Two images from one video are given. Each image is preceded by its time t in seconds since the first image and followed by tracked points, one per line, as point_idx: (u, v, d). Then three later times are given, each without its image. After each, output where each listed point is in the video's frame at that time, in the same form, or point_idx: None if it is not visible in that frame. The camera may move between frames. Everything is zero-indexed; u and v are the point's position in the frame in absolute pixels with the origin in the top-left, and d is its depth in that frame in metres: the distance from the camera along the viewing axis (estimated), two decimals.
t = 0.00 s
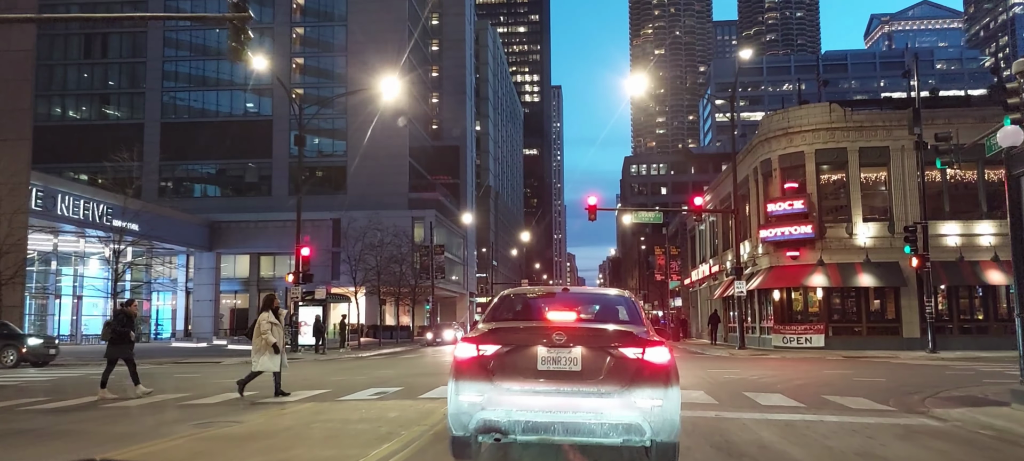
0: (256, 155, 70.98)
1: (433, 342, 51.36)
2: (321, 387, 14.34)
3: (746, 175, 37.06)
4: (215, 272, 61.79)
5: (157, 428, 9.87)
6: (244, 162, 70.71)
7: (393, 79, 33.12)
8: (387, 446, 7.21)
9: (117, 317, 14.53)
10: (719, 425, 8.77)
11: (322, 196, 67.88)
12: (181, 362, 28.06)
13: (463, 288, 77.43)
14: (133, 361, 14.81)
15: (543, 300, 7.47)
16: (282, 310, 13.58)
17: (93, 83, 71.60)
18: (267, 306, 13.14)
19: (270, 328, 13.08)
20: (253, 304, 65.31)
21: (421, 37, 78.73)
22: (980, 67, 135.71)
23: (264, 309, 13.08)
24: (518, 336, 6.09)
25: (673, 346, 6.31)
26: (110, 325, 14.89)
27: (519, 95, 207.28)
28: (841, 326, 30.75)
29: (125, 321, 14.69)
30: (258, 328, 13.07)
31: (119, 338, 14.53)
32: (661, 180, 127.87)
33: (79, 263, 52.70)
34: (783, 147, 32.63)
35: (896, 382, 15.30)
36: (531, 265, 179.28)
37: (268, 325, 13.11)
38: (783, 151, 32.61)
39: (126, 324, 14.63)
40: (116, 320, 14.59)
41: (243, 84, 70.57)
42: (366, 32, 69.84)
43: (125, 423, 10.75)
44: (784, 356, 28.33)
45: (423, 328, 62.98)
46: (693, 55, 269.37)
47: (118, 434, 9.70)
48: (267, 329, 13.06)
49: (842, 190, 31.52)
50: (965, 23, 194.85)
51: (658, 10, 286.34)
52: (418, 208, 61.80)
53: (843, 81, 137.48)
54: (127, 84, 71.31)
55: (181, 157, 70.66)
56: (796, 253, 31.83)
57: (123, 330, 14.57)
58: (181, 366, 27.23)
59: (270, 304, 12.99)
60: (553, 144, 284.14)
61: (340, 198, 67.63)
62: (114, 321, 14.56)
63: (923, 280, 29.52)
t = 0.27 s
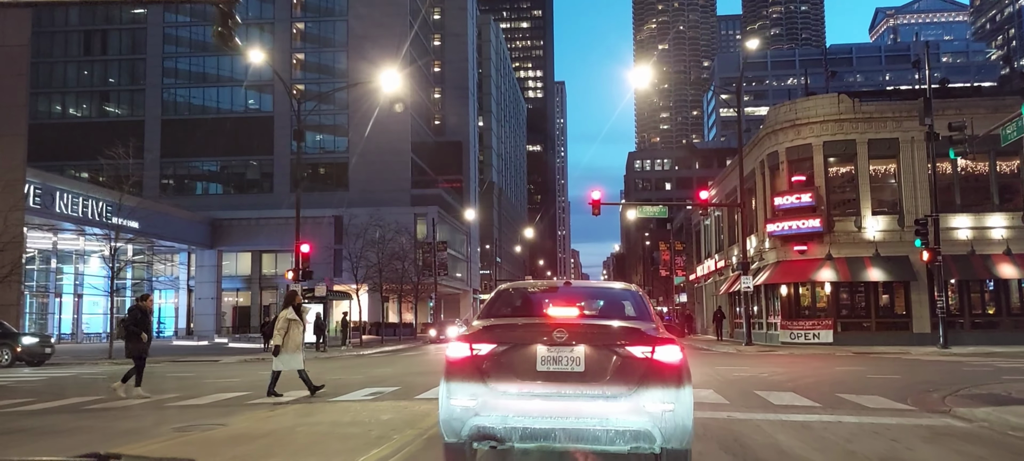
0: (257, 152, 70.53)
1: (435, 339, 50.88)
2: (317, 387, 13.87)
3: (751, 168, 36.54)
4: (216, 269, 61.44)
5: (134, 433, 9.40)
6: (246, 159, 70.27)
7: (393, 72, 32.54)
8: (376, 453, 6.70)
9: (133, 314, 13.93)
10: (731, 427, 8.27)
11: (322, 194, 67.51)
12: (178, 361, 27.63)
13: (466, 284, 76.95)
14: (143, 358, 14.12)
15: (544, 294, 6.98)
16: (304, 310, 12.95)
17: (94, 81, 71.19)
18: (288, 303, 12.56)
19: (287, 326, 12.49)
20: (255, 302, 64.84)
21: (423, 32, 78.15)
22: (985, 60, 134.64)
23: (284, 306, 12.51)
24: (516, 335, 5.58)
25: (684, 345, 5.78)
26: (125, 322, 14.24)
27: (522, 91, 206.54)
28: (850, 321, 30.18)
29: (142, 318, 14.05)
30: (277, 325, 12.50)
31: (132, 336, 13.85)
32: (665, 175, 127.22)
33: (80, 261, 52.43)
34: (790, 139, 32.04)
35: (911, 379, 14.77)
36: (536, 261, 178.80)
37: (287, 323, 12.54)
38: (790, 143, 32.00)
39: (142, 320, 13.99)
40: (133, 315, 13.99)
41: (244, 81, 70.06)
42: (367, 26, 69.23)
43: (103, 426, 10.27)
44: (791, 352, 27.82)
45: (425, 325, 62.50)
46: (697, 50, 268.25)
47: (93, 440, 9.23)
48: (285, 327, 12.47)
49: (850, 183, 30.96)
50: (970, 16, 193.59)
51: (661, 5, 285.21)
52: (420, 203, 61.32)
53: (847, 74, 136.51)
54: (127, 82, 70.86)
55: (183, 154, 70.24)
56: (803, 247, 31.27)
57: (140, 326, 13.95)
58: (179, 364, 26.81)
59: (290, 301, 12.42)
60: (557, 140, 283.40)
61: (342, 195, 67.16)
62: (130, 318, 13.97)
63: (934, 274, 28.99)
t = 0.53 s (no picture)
0: (256, 150, 70.11)
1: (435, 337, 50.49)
2: (313, 387, 13.53)
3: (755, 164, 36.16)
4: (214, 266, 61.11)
5: (117, 436, 9.05)
6: (245, 157, 69.85)
7: (392, 68, 32.10)
8: (365, 458, 6.35)
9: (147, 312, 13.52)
10: (739, 430, 7.93)
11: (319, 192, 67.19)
12: (174, 359, 27.28)
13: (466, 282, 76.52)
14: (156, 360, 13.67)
15: (543, 291, 6.64)
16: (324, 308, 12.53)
17: (92, 79, 70.85)
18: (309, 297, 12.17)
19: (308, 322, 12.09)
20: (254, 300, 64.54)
21: (422, 30, 77.75)
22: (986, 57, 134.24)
23: (304, 300, 12.13)
24: (511, 333, 5.25)
25: (691, 345, 5.45)
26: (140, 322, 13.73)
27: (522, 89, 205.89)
28: (854, 318, 29.80)
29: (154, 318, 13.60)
30: (297, 321, 12.11)
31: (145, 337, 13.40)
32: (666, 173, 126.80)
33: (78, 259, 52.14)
34: (793, 134, 31.66)
35: (919, 378, 14.42)
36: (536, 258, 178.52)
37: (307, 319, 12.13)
38: (792, 139, 31.62)
39: (153, 320, 13.52)
40: (144, 315, 13.51)
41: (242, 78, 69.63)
42: (367, 23, 68.78)
43: (85, 428, 9.90)
44: (795, 349, 27.45)
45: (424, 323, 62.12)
46: (698, 47, 267.64)
47: (73, 442, 8.87)
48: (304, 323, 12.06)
49: (853, 179, 30.62)
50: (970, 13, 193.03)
51: (662, 3, 284.62)
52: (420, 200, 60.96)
53: (848, 71, 136.10)
54: (126, 79, 70.50)
55: (181, 151, 69.82)
56: (806, 244, 30.91)
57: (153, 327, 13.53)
58: (175, 363, 26.43)
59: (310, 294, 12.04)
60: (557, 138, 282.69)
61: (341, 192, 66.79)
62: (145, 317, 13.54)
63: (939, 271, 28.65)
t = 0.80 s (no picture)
0: (256, 150, 69.81)
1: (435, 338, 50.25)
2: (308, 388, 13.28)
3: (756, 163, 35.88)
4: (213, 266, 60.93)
5: (102, 441, 8.76)
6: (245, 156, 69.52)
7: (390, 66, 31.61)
8: None
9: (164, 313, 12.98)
10: (743, 435, 7.67)
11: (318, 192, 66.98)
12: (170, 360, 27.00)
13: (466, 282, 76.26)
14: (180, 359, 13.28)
15: (541, 290, 6.38)
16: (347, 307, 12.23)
17: (91, 79, 70.61)
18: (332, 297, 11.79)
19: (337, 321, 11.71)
20: (253, 300, 64.47)
21: (422, 29, 77.47)
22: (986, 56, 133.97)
23: (328, 301, 11.73)
24: (507, 336, 4.98)
25: (696, 347, 5.18)
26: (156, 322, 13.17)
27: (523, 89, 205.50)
28: (857, 318, 29.53)
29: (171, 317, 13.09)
30: (324, 323, 11.74)
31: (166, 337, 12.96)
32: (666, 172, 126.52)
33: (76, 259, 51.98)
34: (795, 133, 31.36)
35: (925, 380, 14.18)
36: (536, 258, 178.22)
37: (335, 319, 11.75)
38: (794, 137, 31.33)
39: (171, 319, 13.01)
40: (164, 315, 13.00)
41: (241, 78, 69.28)
42: (366, 22, 68.43)
43: (72, 432, 9.64)
44: (797, 349, 27.21)
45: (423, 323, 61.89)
46: (698, 47, 267.21)
47: (56, 448, 8.58)
48: (334, 323, 11.71)
49: (856, 177, 30.35)
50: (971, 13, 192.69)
51: (662, 3, 284.20)
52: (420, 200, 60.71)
53: (848, 71, 135.78)
54: (125, 79, 70.27)
55: (180, 151, 69.52)
56: (807, 243, 30.66)
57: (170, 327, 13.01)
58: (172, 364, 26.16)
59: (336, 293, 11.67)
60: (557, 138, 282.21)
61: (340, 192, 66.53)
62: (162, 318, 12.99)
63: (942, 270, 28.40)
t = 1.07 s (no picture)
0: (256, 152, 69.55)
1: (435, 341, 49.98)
2: (302, 393, 13.12)
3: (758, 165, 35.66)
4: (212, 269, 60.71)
5: (94, 448, 8.60)
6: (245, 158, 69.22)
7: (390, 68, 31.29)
8: None
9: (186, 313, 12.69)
10: (746, 442, 7.49)
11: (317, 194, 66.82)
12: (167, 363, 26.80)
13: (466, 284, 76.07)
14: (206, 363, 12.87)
15: (540, 293, 6.19)
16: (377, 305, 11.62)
17: (91, 81, 70.51)
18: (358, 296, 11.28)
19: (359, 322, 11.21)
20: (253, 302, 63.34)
21: (422, 31, 77.32)
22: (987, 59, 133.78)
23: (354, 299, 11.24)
24: (502, 340, 4.79)
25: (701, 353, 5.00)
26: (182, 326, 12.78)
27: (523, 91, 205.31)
28: (859, 321, 29.35)
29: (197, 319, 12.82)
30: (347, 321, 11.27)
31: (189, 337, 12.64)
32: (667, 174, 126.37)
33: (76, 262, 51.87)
34: (797, 135, 31.16)
35: (930, 385, 13.98)
36: (536, 260, 177.94)
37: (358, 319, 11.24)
38: (796, 139, 31.16)
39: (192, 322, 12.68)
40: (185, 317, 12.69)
41: (241, 81, 69.04)
42: (366, 24, 68.24)
43: (65, 438, 9.48)
44: (799, 352, 27.05)
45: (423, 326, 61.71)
46: (698, 49, 267.17)
47: (45, 454, 8.42)
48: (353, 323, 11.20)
49: (859, 179, 30.16)
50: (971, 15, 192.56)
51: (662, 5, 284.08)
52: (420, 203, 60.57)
53: (849, 73, 135.60)
54: (125, 81, 70.14)
55: (179, 154, 69.35)
56: (810, 245, 30.43)
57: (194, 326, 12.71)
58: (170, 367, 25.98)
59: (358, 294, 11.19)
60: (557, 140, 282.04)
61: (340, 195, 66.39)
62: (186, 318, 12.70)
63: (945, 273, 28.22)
